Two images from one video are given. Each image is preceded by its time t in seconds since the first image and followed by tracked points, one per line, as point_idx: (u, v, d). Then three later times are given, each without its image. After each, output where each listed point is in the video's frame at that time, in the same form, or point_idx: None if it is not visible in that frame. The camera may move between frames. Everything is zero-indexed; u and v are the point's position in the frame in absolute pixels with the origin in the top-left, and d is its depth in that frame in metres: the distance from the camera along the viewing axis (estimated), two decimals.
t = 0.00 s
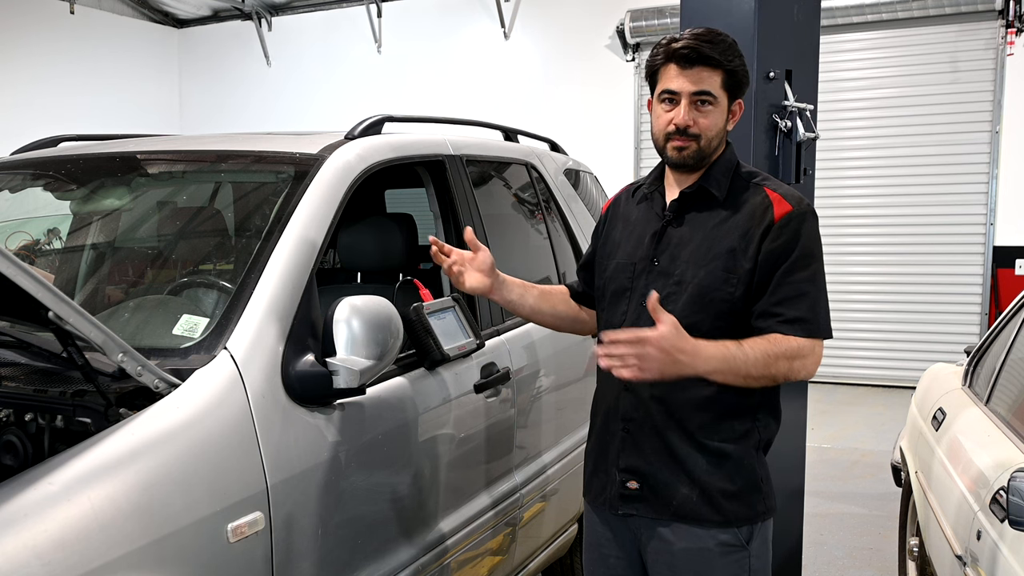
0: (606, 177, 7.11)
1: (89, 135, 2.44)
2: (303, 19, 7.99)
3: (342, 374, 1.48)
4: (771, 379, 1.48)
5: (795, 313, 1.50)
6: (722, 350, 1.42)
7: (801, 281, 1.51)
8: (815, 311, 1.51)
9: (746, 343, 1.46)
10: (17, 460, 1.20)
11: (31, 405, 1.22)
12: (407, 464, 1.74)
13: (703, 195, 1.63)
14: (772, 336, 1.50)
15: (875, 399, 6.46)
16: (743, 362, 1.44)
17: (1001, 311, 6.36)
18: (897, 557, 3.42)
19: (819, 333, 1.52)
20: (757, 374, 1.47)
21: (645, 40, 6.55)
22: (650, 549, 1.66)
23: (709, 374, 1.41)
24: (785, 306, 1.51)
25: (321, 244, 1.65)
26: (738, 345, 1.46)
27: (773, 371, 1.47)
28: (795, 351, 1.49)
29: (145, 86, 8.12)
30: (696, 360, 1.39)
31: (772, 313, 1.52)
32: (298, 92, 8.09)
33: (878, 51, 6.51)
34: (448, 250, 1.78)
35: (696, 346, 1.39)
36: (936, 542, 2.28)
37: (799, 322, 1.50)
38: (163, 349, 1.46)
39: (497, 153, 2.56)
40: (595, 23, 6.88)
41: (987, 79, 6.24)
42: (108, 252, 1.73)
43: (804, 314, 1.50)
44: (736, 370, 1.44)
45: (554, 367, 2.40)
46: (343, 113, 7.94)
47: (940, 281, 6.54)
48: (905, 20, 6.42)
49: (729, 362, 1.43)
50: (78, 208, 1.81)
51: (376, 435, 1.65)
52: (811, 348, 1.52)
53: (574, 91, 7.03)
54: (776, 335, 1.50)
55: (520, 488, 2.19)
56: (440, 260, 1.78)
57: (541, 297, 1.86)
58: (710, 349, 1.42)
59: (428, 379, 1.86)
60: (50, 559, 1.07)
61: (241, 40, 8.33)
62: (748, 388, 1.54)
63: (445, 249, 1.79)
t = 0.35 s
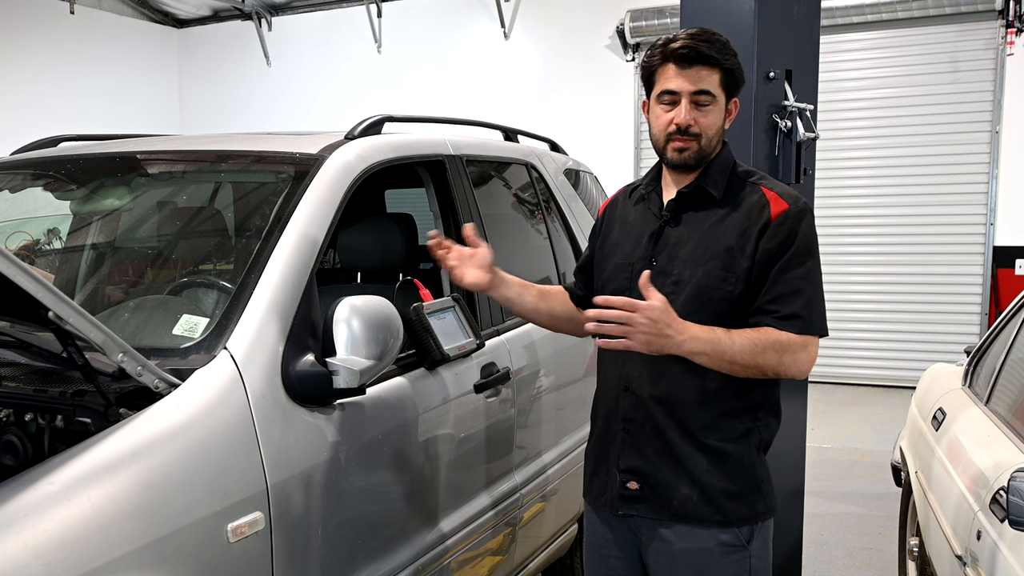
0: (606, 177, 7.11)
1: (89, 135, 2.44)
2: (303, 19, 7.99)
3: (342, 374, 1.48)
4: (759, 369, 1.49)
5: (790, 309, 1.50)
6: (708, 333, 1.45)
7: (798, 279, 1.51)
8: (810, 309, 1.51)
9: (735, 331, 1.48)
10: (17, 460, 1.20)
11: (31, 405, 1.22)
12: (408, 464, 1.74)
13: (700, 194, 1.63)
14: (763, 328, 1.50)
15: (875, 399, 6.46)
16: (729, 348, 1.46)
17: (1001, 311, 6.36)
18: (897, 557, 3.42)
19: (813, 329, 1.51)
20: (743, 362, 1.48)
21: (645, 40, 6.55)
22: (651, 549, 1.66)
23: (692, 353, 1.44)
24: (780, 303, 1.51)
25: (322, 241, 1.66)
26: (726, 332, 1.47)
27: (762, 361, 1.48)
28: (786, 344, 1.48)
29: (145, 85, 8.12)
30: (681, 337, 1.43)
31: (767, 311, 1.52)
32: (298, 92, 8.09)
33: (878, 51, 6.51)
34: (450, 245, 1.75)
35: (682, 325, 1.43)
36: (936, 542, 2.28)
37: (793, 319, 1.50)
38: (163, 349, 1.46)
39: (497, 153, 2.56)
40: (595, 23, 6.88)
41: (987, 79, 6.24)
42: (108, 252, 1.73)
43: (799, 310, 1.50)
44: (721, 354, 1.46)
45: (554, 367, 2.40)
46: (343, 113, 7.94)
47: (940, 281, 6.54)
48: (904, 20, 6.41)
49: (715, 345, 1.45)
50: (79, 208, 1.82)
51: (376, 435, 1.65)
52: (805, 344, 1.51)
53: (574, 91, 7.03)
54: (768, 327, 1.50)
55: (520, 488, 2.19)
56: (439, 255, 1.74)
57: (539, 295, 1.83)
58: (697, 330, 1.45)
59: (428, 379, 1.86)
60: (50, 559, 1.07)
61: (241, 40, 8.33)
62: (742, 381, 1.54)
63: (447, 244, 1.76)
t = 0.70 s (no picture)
0: (606, 177, 7.11)
1: (89, 135, 2.43)
2: (303, 19, 7.99)
3: (342, 374, 1.48)
4: (776, 370, 1.49)
5: (796, 305, 1.50)
6: (731, 339, 1.44)
7: (798, 274, 1.52)
8: (813, 304, 1.51)
9: (753, 333, 1.47)
10: (17, 460, 1.20)
11: (31, 405, 1.22)
12: (407, 464, 1.74)
13: (698, 193, 1.63)
14: (775, 328, 1.50)
15: (875, 399, 6.46)
16: (751, 352, 1.45)
17: (1001, 311, 6.36)
18: (897, 557, 3.42)
19: (819, 324, 1.51)
20: (762, 364, 1.48)
21: (645, 41, 6.55)
22: (651, 549, 1.66)
23: (717, 362, 1.43)
24: (786, 300, 1.51)
25: (324, 239, 1.67)
26: (747, 336, 1.46)
27: (779, 361, 1.48)
28: (800, 341, 1.49)
29: (145, 85, 8.11)
30: (709, 347, 1.41)
31: (773, 308, 1.52)
32: (298, 92, 8.09)
33: (878, 51, 6.52)
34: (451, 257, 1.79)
35: (708, 335, 1.41)
36: (936, 542, 2.28)
37: (800, 315, 1.50)
38: (163, 349, 1.46)
39: (497, 153, 2.56)
40: (595, 24, 6.88)
41: (987, 79, 6.24)
42: (108, 252, 1.73)
43: (803, 307, 1.51)
44: (743, 360, 1.45)
45: (553, 367, 2.40)
46: (343, 113, 7.94)
47: (940, 281, 6.54)
48: (904, 20, 6.41)
49: (737, 351, 1.44)
50: (78, 208, 1.82)
51: (376, 435, 1.65)
52: (814, 340, 1.52)
53: (573, 91, 7.03)
54: (778, 327, 1.51)
55: (519, 488, 2.19)
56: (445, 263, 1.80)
57: (541, 305, 1.85)
58: (720, 338, 1.44)
59: (428, 379, 1.86)
60: (50, 559, 1.07)
61: (241, 40, 8.33)
62: (748, 381, 1.55)
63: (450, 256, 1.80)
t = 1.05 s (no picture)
0: (606, 177, 7.11)
1: (89, 135, 2.43)
2: (303, 19, 8.00)
3: (342, 374, 1.48)
4: (773, 373, 1.50)
5: (793, 306, 1.51)
6: (725, 345, 1.45)
7: (798, 274, 1.52)
8: (812, 305, 1.52)
9: (747, 338, 1.49)
10: (17, 460, 1.20)
11: (31, 405, 1.22)
12: (408, 465, 1.74)
13: (696, 194, 1.63)
14: (773, 331, 1.51)
15: (874, 399, 6.46)
16: (745, 358, 1.47)
17: (1001, 311, 6.36)
18: (897, 557, 3.42)
19: (816, 325, 1.52)
20: (758, 368, 1.49)
21: (645, 41, 6.55)
22: (654, 550, 1.66)
23: (712, 369, 1.45)
24: (784, 300, 1.51)
25: (324, 239, 1.66)
26: (741, 341, 1.48)
27: (775, 365, 1.49)
28: (796, 344, 1.50)
29: (145, 85, 8.11)
30: (702, 355, 1.43)
31: (771, 308, 1.52)
32: (298, 92, 8.09)
33: (878, 51, 6.52)
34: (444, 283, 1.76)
35: (701, 342, 1.43)
36: (936, 542, 2.28)
37: (798, 315, 1.51)
38: (164, 349, 1.46)
39: (497, 154, 2.56)
40: (595, 24, 6.88)
41: (987, 79, 6.24)
42: (108, 252, 1.73)
43: (802, 307, 1.51)
44: (738, 365, 1.47)
45: (554, 367, 2.40)
46: (343, 113, 7.94)
47: (940, 281, 6.54)
48: (904, 20, 6.41)
49: (731, 357, 1.46)
50: (79, 208, 1.82)
51: (376, 435, 1.65)
52: (811, 341, 1.52)
53: (573, 91, 7.03)
54: (777, 330, 1.51)
55: (520, 488, 2.19)
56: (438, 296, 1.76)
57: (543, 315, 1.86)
58: (714, 344, 1.45)
59: (428, 380, 1.86)
60: (50, 559, 1.07)
61: (241, 40, 8.33)
62: (751, 382, 1.55)
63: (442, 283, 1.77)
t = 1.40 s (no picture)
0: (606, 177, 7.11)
1: (89, 135, 2.44)
2: (303, 19, 8.00)
3: (342, 374, 1.48)
4: (777, 374, 1.50)
5: (793, 307, 1.51)
6: (734, 346, 1.45)
7: (797, 275, 1.52)
8: (812, 305, 1.52)
9: (754, 340, 1.48)
10: (17, 460, 1.20)
11: (31, 405, 1.21)
12: (408, 465, 1.74)
13: (695, 194, 1.63)
14: (774, 332, 1.51)
15: (874, 399, 6.46)
16: (752, 359, 1.47)
17: (1001, 311, 6.35)
18: (897, 557, 3.42)
19: (816, 326, 1.52)
20: (763, 369, 1.49)
21: (645, 41, 6.55)
22: (654, 550, 1.66)
23: (721, 369, 1.44)
24: (783, 301, 1.51)
25: (323, 239, 1.66)
26: (747, 341, 1.48)
27: (779, 366, 1.49)
28: (799, 345, 1.50)
29: (145, 85, 8.12)
30: (714, 356, 1.42)
31: (771, 309, 1.52)
32: (298, 92, 8.09)
33: (878, 51, 6.51)
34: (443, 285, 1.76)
35: (713, 343, 1.42)
36: (936, 543, 2.28)
37: (798, 317, 1.51)
38: (164, 349, 1.46)
39: (497, 154, 2.56)
40: (595, 24, 6.88)
41: (987, 79, 6.24)
42: (108, 252, 1.73)
43: (802, 308, 1.51)
44: (745, 366, 1.47)
45: (554, 367, 2.40)
46: (343, 113, 7.94)
47: (940, 281, 6.54)
48: (904, 20, 6.41)
49: (739, 358, 1.46)
50: (78, 208, 1.82)
51: (376, 435, 1.65)
52: (811, 342, 1.53)
53: (573, 91, 7.03)
54: (778, 331, 1.51)
55: (519, 488, 2.19)
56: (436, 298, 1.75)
57: (542, 315, 1.86)
58: (723, 345, 1.45)
59: (428, 380, 1.86)
60: (50, 559, 1.07)
61: (241, 39, 8.32)
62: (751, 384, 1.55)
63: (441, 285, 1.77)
